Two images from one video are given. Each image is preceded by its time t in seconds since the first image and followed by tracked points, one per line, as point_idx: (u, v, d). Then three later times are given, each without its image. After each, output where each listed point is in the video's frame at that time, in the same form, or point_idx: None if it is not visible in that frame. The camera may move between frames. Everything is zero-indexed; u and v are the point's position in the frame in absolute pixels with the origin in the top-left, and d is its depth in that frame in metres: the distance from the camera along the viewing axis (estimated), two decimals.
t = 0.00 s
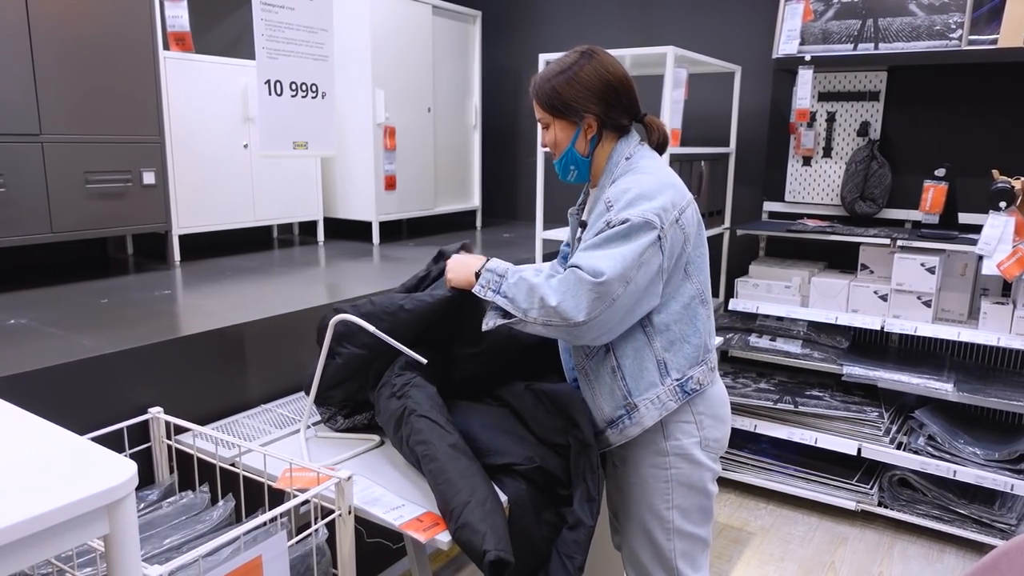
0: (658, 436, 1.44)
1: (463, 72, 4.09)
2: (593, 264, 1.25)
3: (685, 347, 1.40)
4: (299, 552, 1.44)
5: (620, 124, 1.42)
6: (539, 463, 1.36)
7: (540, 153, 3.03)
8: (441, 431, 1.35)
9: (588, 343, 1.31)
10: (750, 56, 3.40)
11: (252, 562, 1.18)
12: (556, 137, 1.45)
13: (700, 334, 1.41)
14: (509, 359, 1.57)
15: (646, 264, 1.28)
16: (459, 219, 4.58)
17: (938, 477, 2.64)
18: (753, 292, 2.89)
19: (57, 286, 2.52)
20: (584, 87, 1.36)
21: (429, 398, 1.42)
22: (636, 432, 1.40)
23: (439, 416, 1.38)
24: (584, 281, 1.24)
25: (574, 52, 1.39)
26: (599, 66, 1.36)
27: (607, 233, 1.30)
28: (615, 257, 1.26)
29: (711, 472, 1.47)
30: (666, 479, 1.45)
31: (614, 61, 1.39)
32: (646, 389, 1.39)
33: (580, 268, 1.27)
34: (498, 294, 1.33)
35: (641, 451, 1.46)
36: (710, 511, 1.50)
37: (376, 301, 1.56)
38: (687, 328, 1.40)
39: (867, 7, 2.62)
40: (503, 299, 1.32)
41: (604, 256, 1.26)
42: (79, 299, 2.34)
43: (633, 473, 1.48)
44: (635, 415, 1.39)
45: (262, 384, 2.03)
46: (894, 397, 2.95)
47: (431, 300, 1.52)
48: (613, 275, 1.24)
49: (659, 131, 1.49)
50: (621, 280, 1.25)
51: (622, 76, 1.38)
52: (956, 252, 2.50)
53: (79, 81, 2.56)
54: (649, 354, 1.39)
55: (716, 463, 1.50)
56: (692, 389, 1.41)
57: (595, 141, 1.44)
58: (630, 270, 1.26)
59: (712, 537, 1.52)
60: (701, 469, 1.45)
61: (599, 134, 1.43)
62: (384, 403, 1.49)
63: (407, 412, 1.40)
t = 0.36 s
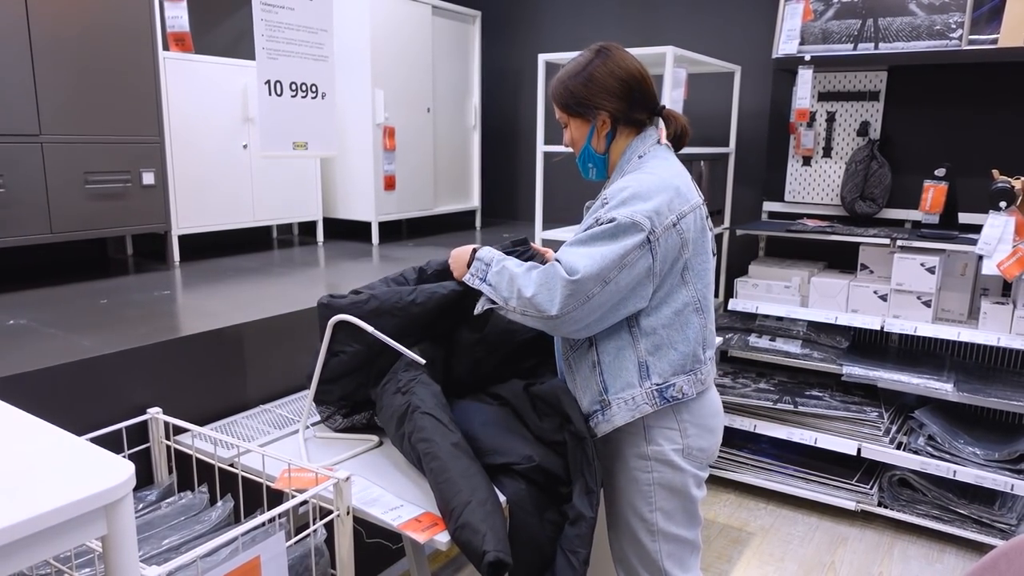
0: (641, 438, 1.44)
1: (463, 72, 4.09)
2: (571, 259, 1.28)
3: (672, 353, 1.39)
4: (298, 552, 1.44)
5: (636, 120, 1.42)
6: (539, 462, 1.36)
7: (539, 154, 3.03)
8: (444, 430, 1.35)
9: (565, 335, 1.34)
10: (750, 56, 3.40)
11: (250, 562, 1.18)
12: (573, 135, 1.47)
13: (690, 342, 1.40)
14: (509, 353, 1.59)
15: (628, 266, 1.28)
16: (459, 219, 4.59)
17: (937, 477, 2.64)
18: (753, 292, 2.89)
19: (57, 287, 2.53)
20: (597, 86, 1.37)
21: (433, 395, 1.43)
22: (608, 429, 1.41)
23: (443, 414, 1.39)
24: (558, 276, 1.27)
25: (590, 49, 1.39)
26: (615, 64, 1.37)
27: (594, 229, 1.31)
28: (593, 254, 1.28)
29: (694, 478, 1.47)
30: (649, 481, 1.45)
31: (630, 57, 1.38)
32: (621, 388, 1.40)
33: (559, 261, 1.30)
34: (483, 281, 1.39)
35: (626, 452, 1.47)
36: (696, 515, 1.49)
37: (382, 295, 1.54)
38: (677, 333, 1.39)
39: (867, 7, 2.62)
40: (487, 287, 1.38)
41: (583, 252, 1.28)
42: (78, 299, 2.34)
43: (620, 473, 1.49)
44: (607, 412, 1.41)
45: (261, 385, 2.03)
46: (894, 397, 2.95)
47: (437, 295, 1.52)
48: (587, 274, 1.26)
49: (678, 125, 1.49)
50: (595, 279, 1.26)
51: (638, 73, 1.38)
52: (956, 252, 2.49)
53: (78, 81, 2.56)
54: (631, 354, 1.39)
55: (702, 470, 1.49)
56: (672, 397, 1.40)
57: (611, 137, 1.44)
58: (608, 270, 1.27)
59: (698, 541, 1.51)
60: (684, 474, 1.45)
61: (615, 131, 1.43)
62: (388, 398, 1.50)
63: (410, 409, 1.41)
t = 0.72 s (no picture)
0: (639, 441, 1.44)
1: (462, 73, 4.09)
2: (579, 257, 1.27)
3: (676, 357, 1.40)
4: (297, 554, 1.44)
5: (651, 118, 1.41)
6: (536, 464, 1.37)
7: (538, 154, 3.03)
8: (443, 431, 1.34)
9: (570, 335, 1.34)
10: (749, 57, 3.40)
11: (248, 565, 1.18)
12: (586, 132, 1.45)
13: (694, 348, 1.41)
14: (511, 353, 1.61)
15: (636, 268, 1.28)
16: (458, 220, 4.59)
17: (936, 477, 2.64)
18: (752, 292, 2.89)
19: (56, 288, 2.53)
20: (615, 81, 1.37)
21: (433, 395, 1.43)
22: (609, 431, 1.42)
23: (442, 415, 1.39)
24: (565, 272, 1.27)
25: (605, 47, 1.40)
26: (631, 61, 1.37)
27: (604, 228, 1.31)
28: (602, 254, 1.27)
29: (692, 480, 1.47)
30: (646, 484, 1.45)
31: (645, 55, 1.39)
32: (625, 391, 1.40)
33: (567, 259, 1.30)
34: (498, 273, 1.39)
35: (624, 454, 1.47)
36: (693, 517, 1.49)
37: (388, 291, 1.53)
38: (682, 339, 1.40)
39: (865, 8, 2.62)
40: (502, 279, 1.38)
41: (591, 250, 1.28)
42: (78, 300, 2.35)
43: (617, 476, 1.49)
44: (609, 414, 1.41)
45: (260, 386, 2.03)
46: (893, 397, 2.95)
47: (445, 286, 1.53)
48: (594, 272, 1.25)
49: (691, 127, 1.51)
50: (603, 279, 1.26)
51: (654, 71, 1.39)
52: (954, 253, 2.50)
53: (77, 83, 2.56)
54: (636, 357, 1.40)
55: (700, 472, 1.49)
56: (674, 402, 1.40)
57: (626, 136, 1.44)
58: (615, 270, 1.27)
59: (696, 543, 1.51)
60: (682, 477, 1.45)
61: (629, 128, 1.43)
62: (389, 395, 1.49)
63: (410, 408, 1.41)
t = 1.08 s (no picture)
0: (638, 441, 1.44)
1: (460, 72, 4.08)
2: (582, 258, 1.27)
3: (676, 357, 1.40)
4: (293, 553, 1.44)
5: (658, 117, 1.41)
6: (533, 463, 1.36)
7: (535, 154, 3.03)
8: (451, 427, 1.34)
9: (569, 335, 1.34)
10: (747, 56, 3.40)
11: (243, 564, 1.18)
12: (593, 131, 1.44)
13: (695, 349, 1.41)
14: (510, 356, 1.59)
15: (638, 268, 1.28)
16: (457, 219, 4.59)
17: (934, 477, 2.64)
18: (750, 292, 2.88)
19: (52, 287, 2.52)
20: (623, 79, 1.36)
21: (446, 394, 1.43)
22: (606, 430, 1.41)
23: (453, 413, 1.38)
24: (567, 273, 1.27)
25: (611, 44, 1.39)
26: (639, 58, 1.37)
27: (607, 228, 1.30)
28: (604, 254, 1.27)
29: (690, 481, 1.46)
30: (644, 484, 1.45)
31: (652, 54, 1.39)
32: (624, 391, 1.40)
33: (569, 258, 1.29)
34: (493, 284, 1.38)
35: (622, 454, 1.46)
36: (691, 517, 1.49)
37: (414, 304, 1.52)
38: (682, 340, 1.40)
39: (864, 8, 2.62)
40: (497, 289, 1.37)
41: (593, 251, 1.28)
42: (74, 300, 2.34)
43: (615, 475, 1.49)
44: (608, 414, 1.41)
45: (257, 386, 2.03)
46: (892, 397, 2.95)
47: (461, 296, 1.56)
48: (597, 272, 1.25)
49: (697, 126, 1.51)
50: (604, 279, 1.26)
51: (662, 70, 1.38)
52: (953, 253, 2.49)
53: (74, 82, 2.56)
54: (636, 357, 1.39)
55: (698, 472, 1.49)
56: (673, 402, 1.40)
57: (634, 134, 1.43)
58: (617, 271, 1.26)
59: (693, 543, 1.51)
60: (679, 477, 1.45)
61: (637, 127, 1.42)
62: (398, 393, 1.49)
63: (421, 404, 1.41)
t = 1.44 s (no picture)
0: (643, 440, 1.44)
1: (461, 72, 4.08)
2: (590, 257, 1.27)
3: (683, 357, 1.39)
4: (296, 553, 1.43)
5: (666, 117, 1.42)
6: (536, 463, 1.36)
7: (536, 154, 3.03)
8: (447, 431, 1.34)
9: (576, 336, 1.34)
10: (748, 56, 3.40)
11: (246, 563, 1.18)
12: (602, 131, 1.44)
13: (701, 348, 1.41)
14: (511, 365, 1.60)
15: (645, 267, 1.28)
16: (457, 219, 4.59)
17: (935, 477, 2.64)
18: (751, 292, 2.89)
19: (54, 287, 2.52)
20: (631, 78, 1.36)
21: (439, 398, 1.42)
22: (612, 430, 1.41)
23: (446, 417, 1.38)
24: (575, 273, 1.27)
25: (618, 44, 1.39)
26: (647, 58, 1.37)
27: (615, 227, 1.31)
28: (612, 253, 1.27)
29: (695, 479, 1.47)
30: (649, 483, 1.45)
31: (660, 54, 1.39)
32: (630, 390, 1.40)
33: (576, 258, 1.30)
34: (487, 293, 1.37)
35: (626, 452, 1.47)
36: (695, 516, 1.49)
37: (406, 326, 1.48)
38: (688, 339, 1.40)
39: (865, 7, 2.62)
40: (494, 297, 1.36)
41: (601, 250, 1.28)
42: (76, 299, 2.34)
43: (620, 474, 1.49)
44: (615, 413, 1.41)
45: (259, 386, 2.03)
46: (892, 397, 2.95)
47: (453, 317, 1.52)
48: (605, 271, 1.25)
49: (703, 125, 1.51)
50: (612, 278, 1.26)
51: (670, 69, 1.39)
52: (953, 252, 2.49)
53: (75, 81, 2.56)
54: (642, 357, 1.40)
55: (702, 472, 1.49)
56: (679, 402, 1.40)
57: (642, 134, 1.43)
58: (625, 270, 1.26)
59: (698, 542, 1.51)
60: (684, 475, 1.45)
61: (646, 127, 1.42)
62: (391, 401, 1.49)
63: (413, 411, 1.41)
